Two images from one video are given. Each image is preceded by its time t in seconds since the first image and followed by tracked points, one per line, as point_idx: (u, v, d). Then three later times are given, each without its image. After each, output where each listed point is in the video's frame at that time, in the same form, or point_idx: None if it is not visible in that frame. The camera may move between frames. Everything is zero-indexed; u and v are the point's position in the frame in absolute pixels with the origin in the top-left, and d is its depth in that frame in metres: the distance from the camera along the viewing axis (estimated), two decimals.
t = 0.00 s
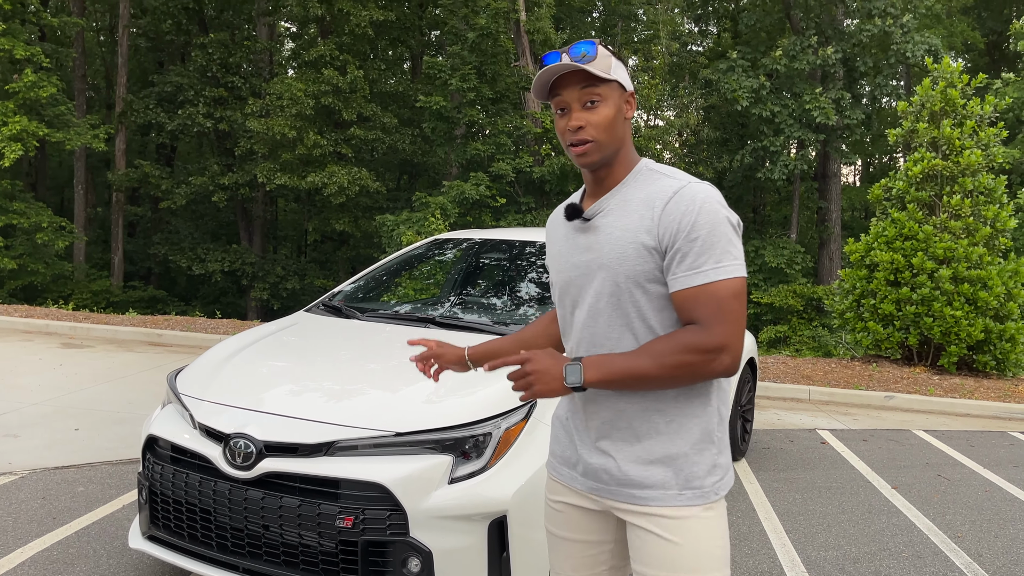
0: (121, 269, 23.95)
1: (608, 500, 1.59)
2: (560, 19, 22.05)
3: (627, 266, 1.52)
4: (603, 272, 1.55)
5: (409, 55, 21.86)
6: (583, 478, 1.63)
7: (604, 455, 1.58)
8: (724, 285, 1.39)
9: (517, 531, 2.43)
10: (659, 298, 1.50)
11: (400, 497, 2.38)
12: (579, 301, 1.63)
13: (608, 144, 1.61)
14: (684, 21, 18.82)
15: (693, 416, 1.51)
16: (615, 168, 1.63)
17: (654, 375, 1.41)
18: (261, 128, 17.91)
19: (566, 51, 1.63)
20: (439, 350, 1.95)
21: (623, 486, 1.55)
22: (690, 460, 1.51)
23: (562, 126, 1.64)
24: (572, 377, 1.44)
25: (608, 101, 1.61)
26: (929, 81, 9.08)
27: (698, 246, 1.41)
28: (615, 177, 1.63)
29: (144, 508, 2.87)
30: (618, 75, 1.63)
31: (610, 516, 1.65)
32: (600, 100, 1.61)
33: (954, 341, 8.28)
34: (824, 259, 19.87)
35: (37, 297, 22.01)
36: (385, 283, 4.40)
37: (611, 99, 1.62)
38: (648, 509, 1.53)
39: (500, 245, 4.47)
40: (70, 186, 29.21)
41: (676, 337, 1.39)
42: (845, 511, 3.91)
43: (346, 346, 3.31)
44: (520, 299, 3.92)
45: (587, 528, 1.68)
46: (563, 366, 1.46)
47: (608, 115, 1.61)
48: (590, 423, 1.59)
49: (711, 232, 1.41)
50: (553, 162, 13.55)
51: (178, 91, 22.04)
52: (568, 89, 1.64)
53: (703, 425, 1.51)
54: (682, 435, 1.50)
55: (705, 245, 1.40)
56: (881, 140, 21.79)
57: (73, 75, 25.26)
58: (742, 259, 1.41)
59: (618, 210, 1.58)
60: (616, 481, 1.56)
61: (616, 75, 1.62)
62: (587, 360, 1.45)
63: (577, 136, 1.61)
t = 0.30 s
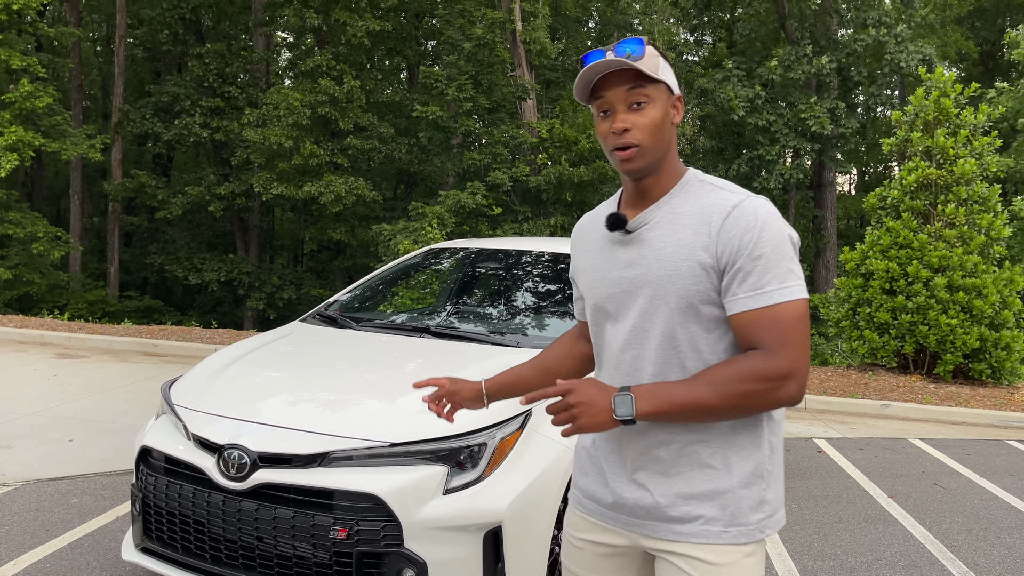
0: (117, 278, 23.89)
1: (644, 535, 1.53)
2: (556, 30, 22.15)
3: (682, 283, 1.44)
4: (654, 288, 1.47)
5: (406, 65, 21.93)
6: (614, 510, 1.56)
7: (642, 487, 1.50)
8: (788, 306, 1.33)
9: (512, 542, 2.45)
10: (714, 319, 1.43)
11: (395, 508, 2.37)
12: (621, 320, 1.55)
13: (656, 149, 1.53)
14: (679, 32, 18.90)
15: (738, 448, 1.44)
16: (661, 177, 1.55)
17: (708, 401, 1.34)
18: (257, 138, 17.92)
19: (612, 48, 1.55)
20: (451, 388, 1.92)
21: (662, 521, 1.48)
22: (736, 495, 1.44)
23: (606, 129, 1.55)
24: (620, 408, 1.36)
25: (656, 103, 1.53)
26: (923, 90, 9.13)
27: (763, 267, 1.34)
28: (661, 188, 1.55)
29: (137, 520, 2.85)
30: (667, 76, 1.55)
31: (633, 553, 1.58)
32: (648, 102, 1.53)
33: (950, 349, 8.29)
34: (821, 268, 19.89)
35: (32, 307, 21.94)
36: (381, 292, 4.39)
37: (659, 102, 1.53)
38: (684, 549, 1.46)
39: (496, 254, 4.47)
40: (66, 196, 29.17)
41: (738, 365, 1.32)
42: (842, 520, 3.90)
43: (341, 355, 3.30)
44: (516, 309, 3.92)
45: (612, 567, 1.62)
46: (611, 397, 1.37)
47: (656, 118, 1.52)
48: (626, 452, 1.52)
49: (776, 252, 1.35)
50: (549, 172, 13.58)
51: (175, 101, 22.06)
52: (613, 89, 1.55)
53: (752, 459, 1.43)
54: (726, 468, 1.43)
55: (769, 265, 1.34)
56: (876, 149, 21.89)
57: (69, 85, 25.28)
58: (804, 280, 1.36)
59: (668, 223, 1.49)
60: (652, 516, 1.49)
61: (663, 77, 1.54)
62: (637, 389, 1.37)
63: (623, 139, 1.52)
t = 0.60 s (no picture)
0: (109, 287, 23.79)
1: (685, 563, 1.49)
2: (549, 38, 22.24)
3: (752, 291, 1.39)
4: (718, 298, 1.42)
5: (399, 73, 21.97)
6: (656, 538, 1.52)
7: (688, 513, 1.47)
8: (869, 310, 1.34)
9: (502, 551, 2.45)
10: (784, 326, 1.40)
11: (386, 518, 2.35)
12: (675, 332, 1.48)
13: (702, 148, 1.53)
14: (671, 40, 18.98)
15: (788, 473, 1.43)
16: (707, 178, 1.54)
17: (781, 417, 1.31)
18: (251, 146, 17.91)
19: (649, 47, 1.57)
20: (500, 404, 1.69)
21: (710, 548, 1.45)
22: (789, 519, 1.42)
23: (650, 131, 1.55)
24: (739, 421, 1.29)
25: (698, 102, 1.55)
26: (913, 99, 9.19)
27: (845, 274, 1.33)
28: (706, 193, 1.53)
29: (128, 531, 2.83)
30: (705, 76, 1.57)
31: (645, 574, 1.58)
32: (692, 100, 1.54)
33: (942, 355, 8.32)
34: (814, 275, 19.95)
35: (24, 316, 21.82)
36: (374, 300, 4.39)
37: (701, 100, 1.55)
38: None
39: (489, 262, 4.47)
40: (59, 204, 29.07)
41: (834, 370, 1.29)
42: (835, 527, 3.90)
43: (335, 364, 3.29)
44: (509, 317, 3.91)
45: None
46: (726, 408, 1.29)
47: (700, 117, 1.53)
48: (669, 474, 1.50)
49: (853, 259, 1.35)
50: (542, 180, 13.62)
51: (168, 109, 22.03)
52: (655, 90, 1.57)
53: (803, 482, 1.42)
54: (777, 495, 1.42)
55: (850, 271, 1.34)
56: (868, 156, 22.01)
57: (62, 94, 25.22)
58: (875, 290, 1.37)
59: (725, 228, 1.45)
60: (699, 543, 1.46)
61: (702, 77, 1.56)
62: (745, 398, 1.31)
63: (670, 139, 1.52)
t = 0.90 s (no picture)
0: (98, 295, 23.63)
1: None
2: (540, 45, 22.32)
3: (788, 292, 1.39)
4: (754, 299, 1.40)
5: (391, 80, 21.99)
6: (687, 561, 1.45)
7: (721, 533, 1.42)
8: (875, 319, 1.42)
9: (492, 558, 2.44)
10: (812, 331, 1.40)
11: (376, 526, 2.34)
12: (707, 336, 1.42)
13: (724, 150, 1.52)
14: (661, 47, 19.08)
15: (811, 486, 1.42)
16: (728, 182, 1.53)
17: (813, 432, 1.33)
18: (241, 153, 17.86)
19: (675, 43, 1.55)
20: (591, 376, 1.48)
21: (742, 566, 1.41)
22: (813, 533, 1.42)
23: (673, 129, 1.53)
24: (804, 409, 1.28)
25: (723, 102, 1.54)
26: (901, 106, 9.26)
27: (865, 282, 1.40)
28: (726, 195, 1.52)
29: (116, 540, 2.80)
30: (727, 77, 1.57)
31: None
32: (715, 102, 1.53)
33: (931, 361, 8.37)
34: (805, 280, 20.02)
35: (12, 325, 21.65)
36: (365, 307, 4.38)
37: (726, 101, 1.54)
38: None
39: (480, 269, 4.46)
40: (48, 212, 28.90)
41: (869, 369, 1.35)
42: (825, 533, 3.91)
43: (325, 373, 3.27)
44: (501, 323, 3.91)
45: None
46: (792, 397, 1.28)
47: (723, 119, 1.52)
48: (694, 491, 1.45)
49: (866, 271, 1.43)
50: (534, 188, 13.65)
51: (158, 117, 21.94)
52: (680, 87, 1.54)
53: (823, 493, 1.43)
54: (804, 509, 1.41)
55: (867, 278, 1.41)
56: (858, 162, 22.12)
57: (51, 101, 25.10)
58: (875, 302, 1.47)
59: (755, 231, 1.45)
60: (730, 562, 1.42)
61: (726, 77, 1.55)
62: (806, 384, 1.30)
63: (693, 138, 1.51)
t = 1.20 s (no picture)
0: (86, 301, 23.44)
1: None
2: (530, 51, 22.39)
3: (781, 302, 1.40)
4: (747, 307, 1.40)
5: (381, 85, 21.97)
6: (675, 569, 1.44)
7: (710, 543, 1.42)
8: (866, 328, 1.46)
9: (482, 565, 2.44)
10: (802, 341, 1.43)
11: (365, 533, 2.33)
12: (700, 342, 1.42)
13: (718, 155, 1.52)
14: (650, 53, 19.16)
15: (799, 495, 1.44)
16: (722, 185, 1.54)
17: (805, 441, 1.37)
18: (231, 158, 17.78)
19: (675, 45, 1.55)
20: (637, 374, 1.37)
21: None
22: (802, 545, 1.43)
23: (669, 132, 1.53)
24: (798, 424, 1.31)
25: (721, 106, 1.54)
26: (889, 111, 9.33)
27: (858, 292, 1.43)
28: (720, 202, 1.53)
29: (102, 548, 2.78)
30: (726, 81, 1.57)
31: None
32: (713, 107, 1.53)
33: (920, 365, 8.43)
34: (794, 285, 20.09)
35: None
36: (355, 312, 4.37)
37: (723, 106, 1.55)
38: None
39: (471, 274, 4.46)
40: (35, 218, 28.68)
41: (858, 381, 1.39)
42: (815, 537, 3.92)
43: (314, 379, 3.26)
44: (491, 328, 3.92)
45: None
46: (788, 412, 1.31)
47: (720, 123, 1.53)
48: (680, 500, 1.45)
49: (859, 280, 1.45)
50: (524, 192, 13.65)
51: (146, 122, 21.81)
52: (679, 89, 1.54)
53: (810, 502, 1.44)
54: (792, 517, 1.42)
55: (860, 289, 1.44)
56: (846, 168, 22.25)
57: (38, 106, 24.92)
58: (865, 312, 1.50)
59: (750, 237, 1.46)
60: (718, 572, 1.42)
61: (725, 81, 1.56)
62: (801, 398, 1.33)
63: (689, 142, 1.51)
